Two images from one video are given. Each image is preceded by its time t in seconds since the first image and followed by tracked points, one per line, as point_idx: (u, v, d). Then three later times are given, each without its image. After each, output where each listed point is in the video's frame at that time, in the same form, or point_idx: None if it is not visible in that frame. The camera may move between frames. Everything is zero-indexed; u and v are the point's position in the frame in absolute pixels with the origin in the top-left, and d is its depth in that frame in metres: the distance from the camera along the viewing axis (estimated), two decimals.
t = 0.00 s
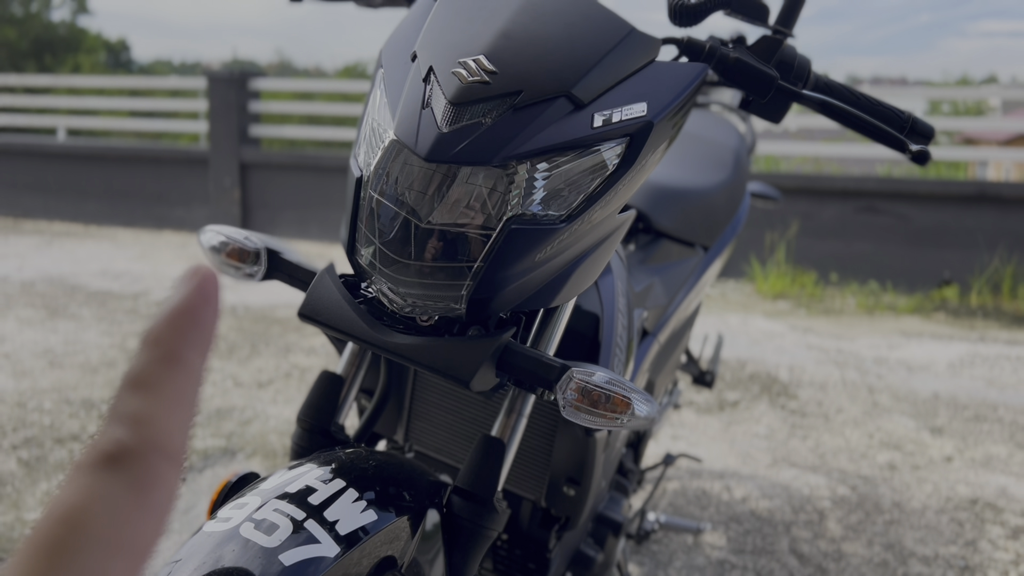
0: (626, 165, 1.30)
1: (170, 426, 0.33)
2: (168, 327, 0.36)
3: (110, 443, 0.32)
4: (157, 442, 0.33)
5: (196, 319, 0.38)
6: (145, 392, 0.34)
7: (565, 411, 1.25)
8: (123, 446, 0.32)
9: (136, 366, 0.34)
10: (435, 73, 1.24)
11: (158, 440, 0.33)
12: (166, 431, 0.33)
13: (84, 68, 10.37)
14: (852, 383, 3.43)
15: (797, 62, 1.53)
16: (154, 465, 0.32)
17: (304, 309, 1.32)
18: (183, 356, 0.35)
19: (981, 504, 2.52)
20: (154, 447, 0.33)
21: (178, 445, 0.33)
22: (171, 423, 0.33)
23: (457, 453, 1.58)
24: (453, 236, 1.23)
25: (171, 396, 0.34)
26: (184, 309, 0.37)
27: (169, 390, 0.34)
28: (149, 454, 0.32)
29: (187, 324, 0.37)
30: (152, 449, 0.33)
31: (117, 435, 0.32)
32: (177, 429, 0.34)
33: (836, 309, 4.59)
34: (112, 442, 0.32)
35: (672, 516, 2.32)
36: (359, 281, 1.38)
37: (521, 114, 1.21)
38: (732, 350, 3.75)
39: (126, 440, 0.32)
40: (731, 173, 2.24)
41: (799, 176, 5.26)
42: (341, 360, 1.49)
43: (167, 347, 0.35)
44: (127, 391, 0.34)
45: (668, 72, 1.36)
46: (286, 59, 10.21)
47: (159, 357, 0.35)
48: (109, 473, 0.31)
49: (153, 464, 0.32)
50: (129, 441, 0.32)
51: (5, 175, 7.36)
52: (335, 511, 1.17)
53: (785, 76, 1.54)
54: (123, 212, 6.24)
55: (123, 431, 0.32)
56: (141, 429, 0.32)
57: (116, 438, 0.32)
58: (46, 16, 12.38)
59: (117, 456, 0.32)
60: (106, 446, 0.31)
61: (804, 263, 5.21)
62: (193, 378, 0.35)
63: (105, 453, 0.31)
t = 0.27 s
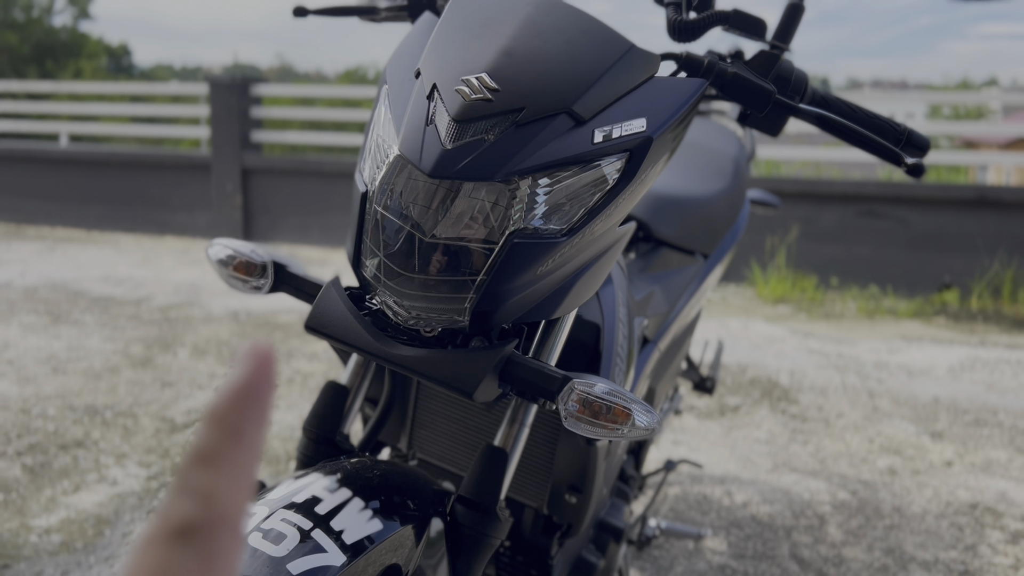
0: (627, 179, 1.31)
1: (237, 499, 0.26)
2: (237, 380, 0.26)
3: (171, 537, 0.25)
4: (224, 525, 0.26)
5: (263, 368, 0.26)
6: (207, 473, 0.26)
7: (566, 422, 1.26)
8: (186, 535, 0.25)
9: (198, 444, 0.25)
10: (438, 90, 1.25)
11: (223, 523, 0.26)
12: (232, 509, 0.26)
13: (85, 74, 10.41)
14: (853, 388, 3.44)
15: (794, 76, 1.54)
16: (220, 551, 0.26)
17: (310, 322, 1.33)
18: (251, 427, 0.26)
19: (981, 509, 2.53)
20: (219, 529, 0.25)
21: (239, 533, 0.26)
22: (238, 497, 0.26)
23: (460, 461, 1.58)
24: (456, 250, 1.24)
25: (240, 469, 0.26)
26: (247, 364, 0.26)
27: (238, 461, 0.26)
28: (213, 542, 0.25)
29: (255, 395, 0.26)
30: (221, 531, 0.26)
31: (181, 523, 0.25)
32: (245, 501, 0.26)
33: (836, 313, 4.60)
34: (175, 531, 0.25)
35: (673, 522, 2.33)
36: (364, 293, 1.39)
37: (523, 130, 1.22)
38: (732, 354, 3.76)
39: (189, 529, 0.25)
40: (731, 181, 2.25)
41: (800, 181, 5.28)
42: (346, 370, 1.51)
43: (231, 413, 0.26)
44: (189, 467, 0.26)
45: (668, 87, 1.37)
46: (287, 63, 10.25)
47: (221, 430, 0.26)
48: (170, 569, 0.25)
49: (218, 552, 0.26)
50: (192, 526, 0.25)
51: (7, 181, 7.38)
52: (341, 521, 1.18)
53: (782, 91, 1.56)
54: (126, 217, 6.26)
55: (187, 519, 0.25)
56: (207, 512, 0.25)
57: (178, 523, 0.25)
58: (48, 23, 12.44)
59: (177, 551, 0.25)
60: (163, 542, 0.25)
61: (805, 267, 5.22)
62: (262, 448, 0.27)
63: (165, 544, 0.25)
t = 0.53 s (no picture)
0: (626, 189, 1.31)
1: (192, 499, 0.26)
2: (194, 379, 0.26)
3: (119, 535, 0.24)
4: (176, 524, 0.25)
5: (220, 371, 0.26)
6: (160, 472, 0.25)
7: (566, 432, 1.27)
8: (138, 534, 0.24)
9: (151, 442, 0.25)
10: (438, 101, 1.26)
11: (176, 522, 0.25)
12: (185, 508, 0.25)
13: (86, 80, 10.44)
14: (854, 393, 3.44)
15: (793, 84, 1.55)
16: (172, 552, 0.25)
17: (310, 332, 1.34)
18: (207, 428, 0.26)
19: (983, 514, 2.53)
20: (171, 527, 0.25)
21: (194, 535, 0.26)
22: (191, 496, 0.26)
23: (460, 469, 1.59)
24: (456, 260, 1.25)
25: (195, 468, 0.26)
26: (205, 365, 0.26)
27: (191, 463, 0.26)
28: (165, 542, 0.25)
29: (210, 393, 0.26)
30: (174, 531, 0.25)
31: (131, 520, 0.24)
32: (199, 500, 0.26)
33: (837, 317, 4.60)
34: (124, 530, 0.24)
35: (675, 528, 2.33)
36: (365, 303, 1.39)
37: (522, 141, 1.23)
38: (734, 359, 3.76)
39: (141, 528, 0.25)
40: (731, 187, 2.25)
41: (801, 185, 5.28)
42: (347, 380, 1.51)
43: (187, 413, 0.26)
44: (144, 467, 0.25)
45: (667, 97, 1.38)
46: (288, 69, 10.26)
47: (175, 429, 0.26)
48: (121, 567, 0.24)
49: (169, 552, 0.25)
50: (144, 525, 0.25)
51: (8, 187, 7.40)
52: (342, 532, 1.18)
53: (781, 99, 1.56)
54: (127, 223, 6.26)
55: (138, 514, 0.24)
56: (160, 509, 0.25)
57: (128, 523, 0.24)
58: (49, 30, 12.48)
59: (127, 549, 0.24)
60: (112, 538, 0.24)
61: (806, 271, 5.22)
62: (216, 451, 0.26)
63: (114, 544, 0.24)
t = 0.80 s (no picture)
0: (631, 191, 1.31)
1: (152, 478, 0.24)
2: (149, 358, 0.25)
3: (81, 514, 0.22)
4: (138, 503, 0.24)
5: (176, 349, 0.25)
6: (121, 447, 0.24)
7: (572, 433, 1.26)
8: (98, 512, 0.22)
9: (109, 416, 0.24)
10: (442, 103, 1.26)
11: (140, 499, 0.24)
12: (146, 487, 0.24)
13: (88, 86, 10.46)
14: (856, 396, 3.44)
15: (797, 85, 1.55)
16: (133, 533, 0.23)
17: (316, 334, 1.34)
18: (166, 406, 0.25)
19: (987, 516, 2.52)
20: (133, 506, 0.24)
21: (154, 520, 0.24)
22: (150, 476, 0.24)
23: (465, 472, 1.59)
24: (461, 262, 1.25)
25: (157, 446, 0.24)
26: (157, 345, 0.25)
27: (150, 442, 0.25)
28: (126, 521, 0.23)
29: (168, 370, 0.25)
30: (135, 510, 0.24)
31: (92, 496, 0.22)
32: (157, 481, 0.25)
33: (839, 320, 4.60)
34: (86, 507, 0.22)
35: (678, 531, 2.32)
36: (370, 305, 1.39)
37: (527, 142, 1.23)
38: (736, 363, 3.76)
39: (101, 507, 0.23)
40: (733, 189, 2.25)
41: (802, 189, 5.29)
42: (352, 382, 1.51)
43: (143, 392, 0.25)
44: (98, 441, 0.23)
45: (671, 99, 1.38)
46: (290, 74, 10.28)
47: (131, 406, 0.24)
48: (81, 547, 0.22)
49: (132, 533, 0.23)
50: (103, 503, 0.23)
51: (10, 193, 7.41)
52: (348, 533, 1.18)
53: (785, 100, 1.56)
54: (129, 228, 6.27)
55: (101, 489, 0.23)
56: (123, 486, 0.23)
57: (89, 501, 0.22)
58: (51, 36, 12.52)
59: (88, 530, 0.22)
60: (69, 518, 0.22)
61: (808, 274, 5.22)
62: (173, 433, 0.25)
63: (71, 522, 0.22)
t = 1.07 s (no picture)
0: (633, 194, 1.31)
1: (184, 474, 0.24)
2: (182, 351, 0.24)
3: (113, 512, 0.22)
4: (170, 499, 0.23)
5: (203, 342, 0.25)
6: (152, 443, 0.23)
7: (576, 436, 1.26)
8: (129, 509, 0.22)
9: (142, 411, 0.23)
10: (445, 107, 1.26)
11: (171, 496, 0.23)
12: (179, 482, 0.24)
13: (89, 91, 10.48)
14: (858, 399, 3.44)
15: (798, 88, 1.55)
16: (165, 529, 0.23)
17: (319, 338, 1.34)
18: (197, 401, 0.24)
19: (990, 519, 2.52)
20: (164, 503, 0.23)
21: (187, 513, 0.24)
22: (183, 471, 0.24)
23: (467, 476, 1.59)
24: (464, 265, 1.25)
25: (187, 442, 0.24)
26: (191, 333, 0.25)
27: (182, 437, 0.24)
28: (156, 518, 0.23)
29: (200, 361, 0.24)
30: (168, 505, 0.23)
31: (123, 494, 0.22)
32: (190, 476, 0.24)
33: (840, 323, 4.60)
34: (118, 505, 0.22)
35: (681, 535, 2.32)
36: (373, 309, 1.40)
37: (530, 145, 1.23)
38: (738, 366, 3.76)
39: (134, 503, 0.22)
40: (734, 192, 2.25)
41: (802, 192, 5.29)
42: (355, 386, 1.51)
43: (175, 385, 0.24)
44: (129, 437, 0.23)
45: (672, 102, 1.38)
46: (290, 80, 10.30)
47: (163, 399, 0.24)
48: (115, 545, 0.22)
49: (166, 527, 0.23)
50: (136, 500, 0.23)
51: (11, 198, 7.42)
52: (352, 537, 1.18)
53: (787, 103, 1.57)
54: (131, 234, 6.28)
55: (132, 487, 0.22)
56: (153, 484, 0.23)
57: (123, 496, 0.22)
58: (52, 42, 12.55)
59: (122, 525, 0.22)
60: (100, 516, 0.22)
61: (808, 278, 5.23)
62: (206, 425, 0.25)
63: (107, 518, 0.22)
